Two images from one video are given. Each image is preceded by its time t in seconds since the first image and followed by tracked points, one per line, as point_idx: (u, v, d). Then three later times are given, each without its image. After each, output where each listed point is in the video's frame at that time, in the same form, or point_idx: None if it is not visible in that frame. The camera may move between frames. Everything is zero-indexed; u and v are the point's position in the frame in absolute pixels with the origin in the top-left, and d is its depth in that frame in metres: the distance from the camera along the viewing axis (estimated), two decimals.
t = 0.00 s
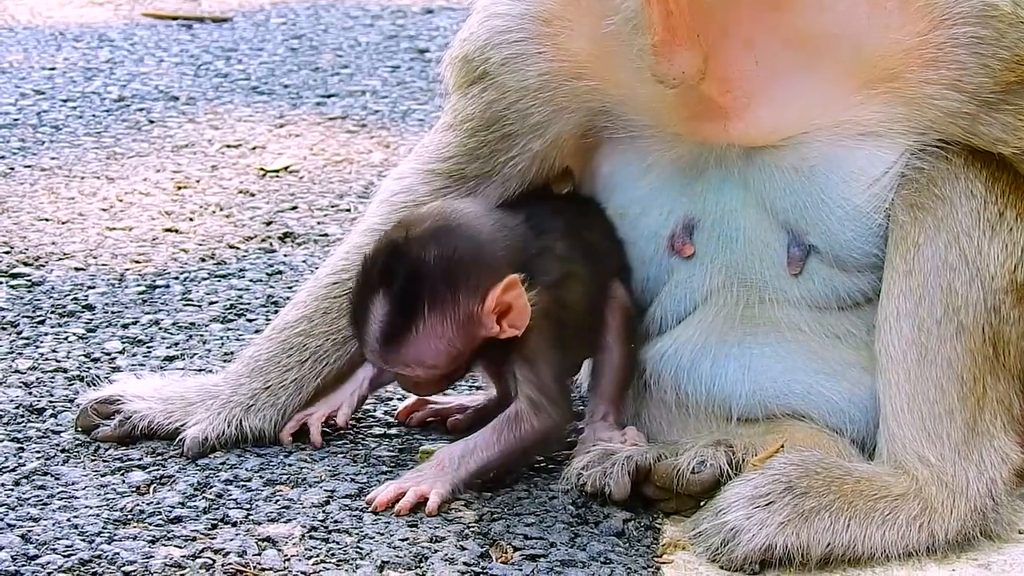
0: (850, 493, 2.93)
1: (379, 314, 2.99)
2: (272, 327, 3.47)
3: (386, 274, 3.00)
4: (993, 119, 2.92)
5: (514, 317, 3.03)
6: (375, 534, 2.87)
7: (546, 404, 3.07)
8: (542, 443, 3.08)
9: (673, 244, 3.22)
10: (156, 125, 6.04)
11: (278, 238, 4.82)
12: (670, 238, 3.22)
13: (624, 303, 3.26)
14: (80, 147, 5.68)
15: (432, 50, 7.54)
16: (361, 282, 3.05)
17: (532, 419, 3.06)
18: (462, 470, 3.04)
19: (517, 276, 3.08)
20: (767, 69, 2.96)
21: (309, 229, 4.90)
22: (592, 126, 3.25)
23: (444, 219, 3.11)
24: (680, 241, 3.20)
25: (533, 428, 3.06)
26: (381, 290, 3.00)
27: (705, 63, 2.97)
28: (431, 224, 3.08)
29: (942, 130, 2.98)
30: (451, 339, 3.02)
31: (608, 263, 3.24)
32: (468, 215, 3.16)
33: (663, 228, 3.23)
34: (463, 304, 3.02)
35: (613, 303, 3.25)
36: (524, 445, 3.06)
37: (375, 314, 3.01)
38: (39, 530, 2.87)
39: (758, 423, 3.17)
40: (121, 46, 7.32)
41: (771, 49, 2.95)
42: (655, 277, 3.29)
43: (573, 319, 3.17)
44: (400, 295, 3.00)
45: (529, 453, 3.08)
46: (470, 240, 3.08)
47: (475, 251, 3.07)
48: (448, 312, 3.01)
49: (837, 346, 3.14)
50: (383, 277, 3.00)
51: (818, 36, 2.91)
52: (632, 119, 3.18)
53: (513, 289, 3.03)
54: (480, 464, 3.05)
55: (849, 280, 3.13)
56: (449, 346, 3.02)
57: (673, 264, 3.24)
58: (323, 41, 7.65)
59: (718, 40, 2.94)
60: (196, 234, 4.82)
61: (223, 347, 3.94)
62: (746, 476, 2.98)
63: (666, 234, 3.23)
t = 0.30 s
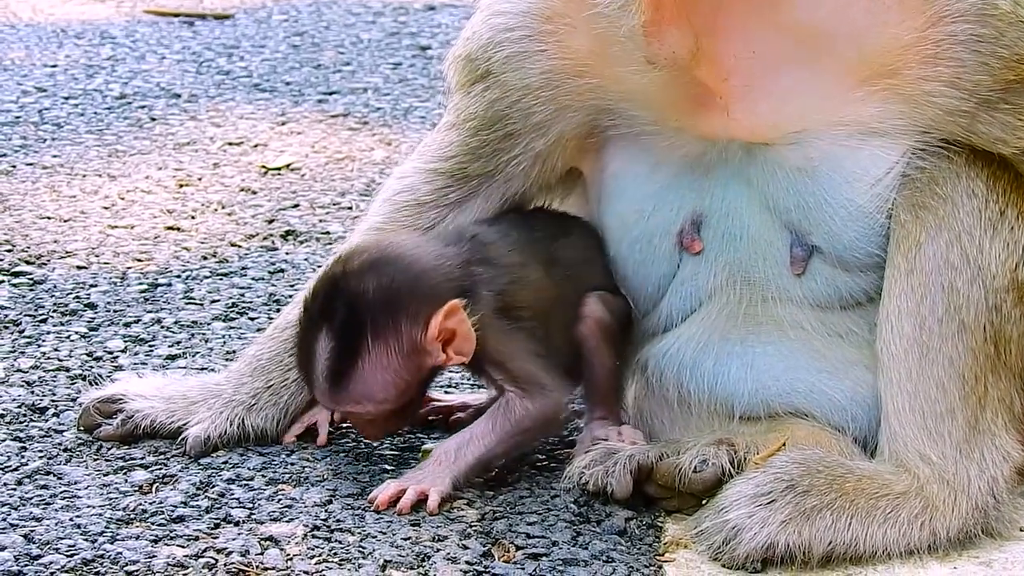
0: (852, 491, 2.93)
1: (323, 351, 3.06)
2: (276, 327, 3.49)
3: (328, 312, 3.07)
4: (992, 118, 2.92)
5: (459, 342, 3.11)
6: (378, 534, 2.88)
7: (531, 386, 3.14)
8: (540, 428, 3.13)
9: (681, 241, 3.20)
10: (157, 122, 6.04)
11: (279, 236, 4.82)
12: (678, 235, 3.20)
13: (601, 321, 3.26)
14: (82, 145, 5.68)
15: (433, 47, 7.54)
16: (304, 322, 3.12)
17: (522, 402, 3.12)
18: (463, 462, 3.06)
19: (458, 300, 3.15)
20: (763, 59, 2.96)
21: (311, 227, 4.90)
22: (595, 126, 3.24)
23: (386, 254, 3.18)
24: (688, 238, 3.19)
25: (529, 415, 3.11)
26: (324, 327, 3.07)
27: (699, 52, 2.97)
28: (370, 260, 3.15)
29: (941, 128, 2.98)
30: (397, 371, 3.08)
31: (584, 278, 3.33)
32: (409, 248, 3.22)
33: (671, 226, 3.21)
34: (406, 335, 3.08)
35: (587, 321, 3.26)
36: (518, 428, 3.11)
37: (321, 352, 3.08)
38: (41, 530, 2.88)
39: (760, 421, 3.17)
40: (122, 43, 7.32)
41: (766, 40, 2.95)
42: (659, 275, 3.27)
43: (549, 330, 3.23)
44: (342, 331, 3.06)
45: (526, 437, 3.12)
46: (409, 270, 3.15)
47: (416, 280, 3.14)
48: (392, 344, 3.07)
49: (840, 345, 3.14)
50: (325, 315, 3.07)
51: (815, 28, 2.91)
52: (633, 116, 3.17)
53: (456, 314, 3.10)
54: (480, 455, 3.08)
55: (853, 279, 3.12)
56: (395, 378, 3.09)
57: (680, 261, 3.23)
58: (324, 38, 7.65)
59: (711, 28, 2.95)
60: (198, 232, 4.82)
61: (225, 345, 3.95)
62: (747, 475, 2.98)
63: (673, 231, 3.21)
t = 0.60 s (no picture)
0: (852, 490, 2.95)
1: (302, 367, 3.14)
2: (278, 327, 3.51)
3: (311, 331, 3.14)
4: (989, 119, 2.94)
5: (437, 373, 3.23)
6: (379, 533, 2.89)
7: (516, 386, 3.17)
8: (538, 426, 3.16)
9: (682, 240, 3.21)
10: (157, 122, 6.05)
11: (279, 235, 4.84)
12: (679, 235, 3.22)
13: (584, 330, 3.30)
14: (82, 145, 5.68)
15: (432, 46, 7.55)
16: (287, 338, 3.19)
17: (514, 404, 3.15)
18: (467, 462, 3.08)
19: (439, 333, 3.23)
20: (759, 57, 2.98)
21: (311, 227, 4.92)
22: (595, 127, 3.26)
23: (371, 280, 3.24)
24: (689, 237, 3.20)
25: (524, 412, 3.14)
26: (305, 345, 3.14)
27: (692, 50, 2.99)
28: (358, 284, 3.21)
29: (938, 129, 2.99)
30: (371, 397, 3.13)
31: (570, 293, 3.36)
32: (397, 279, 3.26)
33: (672, 226, 3.22)
34: (385, 362, 3.14)
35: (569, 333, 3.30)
36: (514, 428, 3.13)
37: (300, 368, 3.15)
38: (45, 530, 2.89)
39: (760, 420, 3.19)
40: (121, 43, 7.33)
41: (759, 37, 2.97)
42: (660, 276, 3.29)
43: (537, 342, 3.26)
44: (323, 351, 3.12)
45: (525, 435, 3.14)
46: (392, 297, 3.20)
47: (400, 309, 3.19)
48: (370, 370, 3.13)
49: (839, 344, 3.15)
50: (308, 332, 3.14)
51: (811, 26, 2.92)
52: (632, 116, 3.19)
53: (436, 346, 3.21)
54: (482, 455, 3.10)
55: (852, 279, 3.14)
56: (369, 403, 3.14)
57: (681, 260, 3.24)
58: (323, 38, 7.66)
59: (704, 26, 2.96)
60: (198, 232, 4.83)
61: (226, 345, 3.96)
62: (748, 474, 3.00)
63: (674, 231, 3.22)
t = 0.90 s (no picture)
0: (853, 492, 2.95)
1: (296, 369, 3.12)
2: (280, 327, 3.52)
3: (301, 332, 3.12)
4: (992, 121, 2.93)
5: (432, 369, 3.16)
6: (381, 534, 2.89)
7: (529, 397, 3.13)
8: (545, 438, 3.13)
9: (685, 242, 3.21)
10: (157, 122, 6.05)
11: (280, 236, 4.84)
12: (681, 238, 3.21)
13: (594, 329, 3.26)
14: (83, 145, 5.68)
15: (431, 45, 7.55)
16: (284, 340, 3.18)
17: (522, 412, 3.12)
18: (470, 467, 3.07)
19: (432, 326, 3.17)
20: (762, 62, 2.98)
21: (311, 227, 4.91)
22: (597, 130, 3.26)
23: (364, 276, 3.22)
24: (692, 240, 3.20)
25: (530, 421, 3.12)
26: (297, 346, 3.13)
27: (692, 54, 2.99)
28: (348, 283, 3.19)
29: (941, 131, 2.99)
30: (363, 395, 3.11)
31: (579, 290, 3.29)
32: (386, 277, 3.24)
33: (674, 229, 3.22)
34: (376, 359, 3.11)
35: (580, 331, 3.25)
36: (522, 436, 3.10)
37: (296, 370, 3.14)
38: (47, 531, 2.89)
39: (762, 422, 3.18)
40: (121, 42, 7.32)
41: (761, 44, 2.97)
42: (662, 279, 3.29)
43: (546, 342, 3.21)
44: (313, 351, 3.11)
45: (530, 445, 3.11)
46: (382, 296, 3.17)
47: (394, 305, 3.17)
48: (360, 368, 3.10)
49: (842, 346, 3.16)
50: (299, 334, 3.13)
51: (812, 27, 2.92)
52: (635, 120, 3.18)
53: (430, 341, 3.14)
54: (486, 460, 3.09)
55: (855, 281, 3.14)
56: (362, 401, 3.11)
57: (683, 262, 3.24)
58: (322, 37, 7.66)
59: (704, 30, 2.96)
60: (199, 232, 4.83)
61: (227, 346, 3.96)
62: (749, 475, 3.00)
63: (676, 233, 3.22)
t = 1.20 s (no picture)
0: (849, 495, 2.95)
1: (382, 336, 3.08)
2: (277, 331, 3.53)
3: (370, 299, 3.07)
4: (988, 126, 2.93)
5: (497, 278, 3.06)
6: (378, 538, 2.89)
7: (535, 386, 3.10)
8: (540, 430, 3.10)
9: (677, 249, 3.24)
10: (158, 125, 6.06)
11: (279, 239, 4.84)
12: (674, 244, 3.24)
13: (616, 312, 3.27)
14: (83, 148, 5.69)
15: (433, 48, 7.56)
16: (352, 313, 3.13)
17: (523, 407, 3.08)
18: (467, 468, 3.05)
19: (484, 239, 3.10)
20: (761, 73, 2.98)
21: (311, 231, 4.92)
22: (594, 135, 3.26)
23: (394, 219, 3.14)
24: (683, 247, 3.22)
25: (527, 416, 3.08)
26: (375, 313, 3.08)
27: (691, 69, 2.99)
28: (393, 226, 3.11)
29: (937, 136, 2.99)
30: (457, 325, 3.07)
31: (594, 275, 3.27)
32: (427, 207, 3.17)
33: (667, 235, 3.25)
34: (449, 291, 3.06)
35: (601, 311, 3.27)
36: (519, 433, 3.08)
37: (380, 337, 3.10)
38: (44, 535, 2.89)
39: (758, 426, 3.18)
40: (122, 45, 7.34)
41: (760, 57, 2.97)
42: (659, 282, 3.32)
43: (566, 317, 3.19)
44: (390, 309, 3.07)
45: (526, 441, 3.09)
46: (432, 227, 3.10)
47: (439, 232, 3.10)
48: (441, 302, 3.06)
49: (838, 351, 3.16)
50: (369, 302, 3.08)
51: (811, 35, 2.93)
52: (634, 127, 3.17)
53: (485, 253, 3.06)
54: (483, 460, 3.07)
55: (852, 285, 3.15)
56: (459, 331, 3.08)
57: (677, 270, 3.26)
58: (324, 40, 7.67)
59: (701, 40, 2.96)
60: (199, 235, 4.84)
61: (226, 350, 3.97)
62: (745, 479, 3.00)
63: (669, 239, 3.25)
